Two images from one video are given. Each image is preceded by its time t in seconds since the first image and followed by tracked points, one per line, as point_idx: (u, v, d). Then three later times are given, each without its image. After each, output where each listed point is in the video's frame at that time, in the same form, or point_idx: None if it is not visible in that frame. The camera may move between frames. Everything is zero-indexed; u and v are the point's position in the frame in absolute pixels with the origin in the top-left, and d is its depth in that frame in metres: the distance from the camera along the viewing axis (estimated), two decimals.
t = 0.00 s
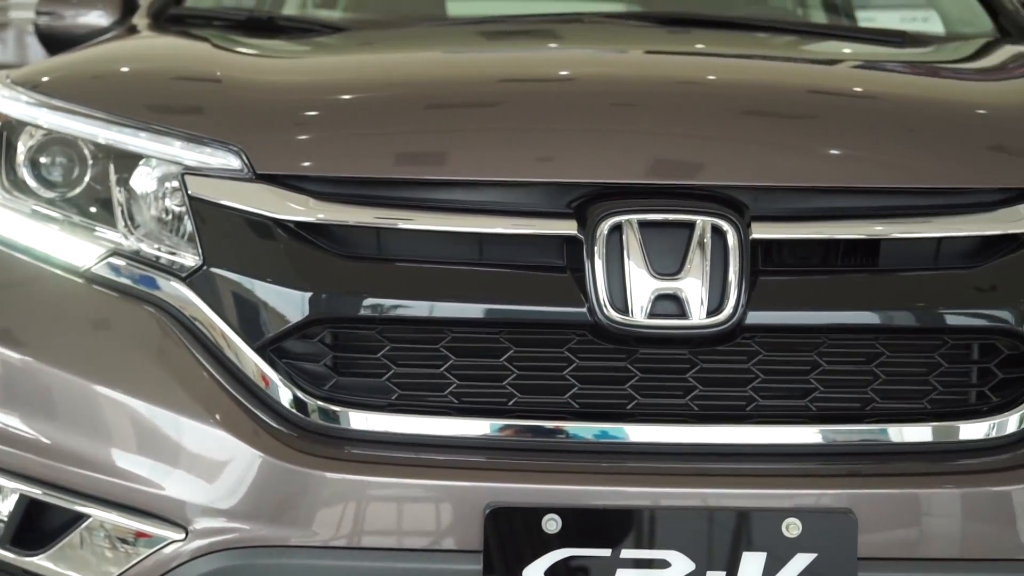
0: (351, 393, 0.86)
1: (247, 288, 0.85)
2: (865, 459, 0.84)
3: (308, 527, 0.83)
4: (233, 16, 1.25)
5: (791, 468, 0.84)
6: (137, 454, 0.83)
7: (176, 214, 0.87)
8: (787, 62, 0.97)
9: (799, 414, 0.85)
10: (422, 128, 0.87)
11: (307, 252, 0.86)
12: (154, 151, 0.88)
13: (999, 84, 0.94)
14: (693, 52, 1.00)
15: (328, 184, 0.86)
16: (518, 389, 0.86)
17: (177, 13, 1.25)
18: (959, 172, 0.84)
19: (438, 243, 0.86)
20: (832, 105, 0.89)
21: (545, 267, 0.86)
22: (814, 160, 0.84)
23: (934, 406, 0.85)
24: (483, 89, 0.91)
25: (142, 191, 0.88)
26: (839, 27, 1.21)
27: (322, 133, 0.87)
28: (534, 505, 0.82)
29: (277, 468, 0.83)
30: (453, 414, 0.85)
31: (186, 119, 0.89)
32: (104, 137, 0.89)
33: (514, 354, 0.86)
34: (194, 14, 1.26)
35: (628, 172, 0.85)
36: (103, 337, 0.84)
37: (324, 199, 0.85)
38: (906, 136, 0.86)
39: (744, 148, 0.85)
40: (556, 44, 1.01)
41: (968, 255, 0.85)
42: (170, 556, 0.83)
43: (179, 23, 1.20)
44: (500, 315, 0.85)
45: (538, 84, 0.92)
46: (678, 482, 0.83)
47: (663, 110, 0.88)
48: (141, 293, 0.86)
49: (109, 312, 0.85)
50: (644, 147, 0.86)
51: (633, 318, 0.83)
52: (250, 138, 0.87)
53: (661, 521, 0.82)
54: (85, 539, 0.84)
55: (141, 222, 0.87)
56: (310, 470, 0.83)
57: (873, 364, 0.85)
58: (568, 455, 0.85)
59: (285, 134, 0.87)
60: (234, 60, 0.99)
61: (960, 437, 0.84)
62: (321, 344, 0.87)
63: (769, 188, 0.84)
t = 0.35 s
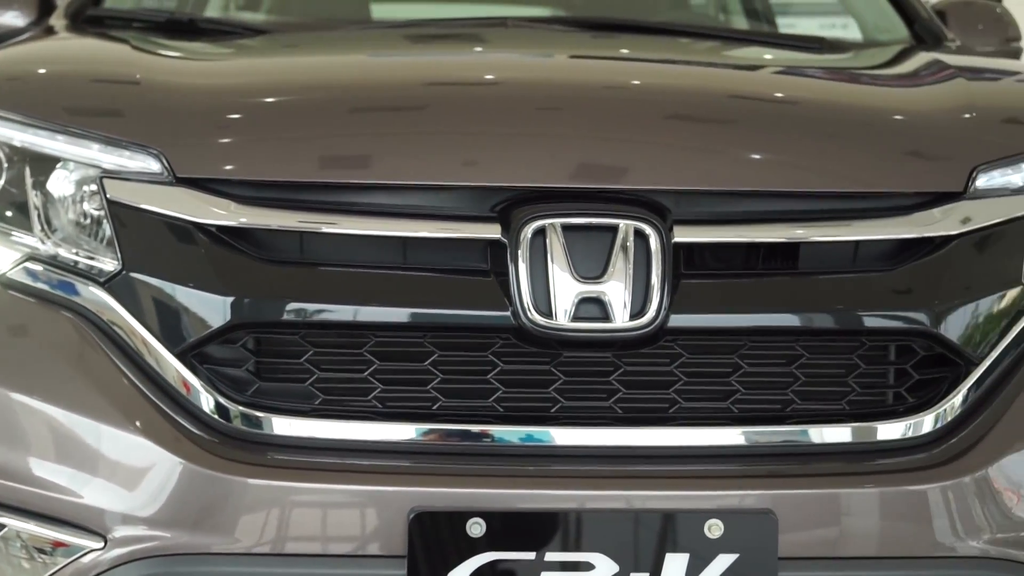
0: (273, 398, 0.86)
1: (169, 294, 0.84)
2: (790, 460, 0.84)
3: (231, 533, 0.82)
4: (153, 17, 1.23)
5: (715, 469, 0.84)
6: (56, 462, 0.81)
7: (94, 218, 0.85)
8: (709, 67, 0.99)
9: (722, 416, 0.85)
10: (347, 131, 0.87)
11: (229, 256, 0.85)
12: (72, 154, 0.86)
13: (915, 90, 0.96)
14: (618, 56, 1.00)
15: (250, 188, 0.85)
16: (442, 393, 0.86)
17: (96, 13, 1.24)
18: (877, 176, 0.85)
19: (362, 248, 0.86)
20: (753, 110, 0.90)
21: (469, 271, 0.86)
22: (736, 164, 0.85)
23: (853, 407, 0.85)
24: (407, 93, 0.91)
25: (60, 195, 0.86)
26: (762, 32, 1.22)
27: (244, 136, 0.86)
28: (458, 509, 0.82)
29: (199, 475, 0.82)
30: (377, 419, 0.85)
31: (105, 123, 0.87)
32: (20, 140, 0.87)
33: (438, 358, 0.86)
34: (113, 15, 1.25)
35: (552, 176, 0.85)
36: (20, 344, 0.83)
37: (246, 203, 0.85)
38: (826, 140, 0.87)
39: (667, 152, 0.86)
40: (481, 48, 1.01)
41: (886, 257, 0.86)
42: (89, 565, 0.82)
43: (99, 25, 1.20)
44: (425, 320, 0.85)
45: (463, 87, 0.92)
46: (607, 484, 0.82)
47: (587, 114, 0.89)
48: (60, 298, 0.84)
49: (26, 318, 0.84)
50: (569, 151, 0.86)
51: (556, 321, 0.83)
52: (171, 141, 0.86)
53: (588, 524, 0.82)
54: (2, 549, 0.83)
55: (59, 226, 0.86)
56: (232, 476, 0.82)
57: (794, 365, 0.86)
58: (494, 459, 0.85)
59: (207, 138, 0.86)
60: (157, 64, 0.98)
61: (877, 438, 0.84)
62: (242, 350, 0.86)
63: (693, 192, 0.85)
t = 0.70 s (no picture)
0: (210, 405, 0.85)
1: (103, 300, 0.83)
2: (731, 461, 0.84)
3: (167, 541, 0.81)
4: (87, 20, 1.22)
5: (654, 473, 0.84)
6: None
7: (26, 223, 0.84)
8: (647, 73, 0.99)
9: (660, 420, 0.85)
10: (285, 136, 0.87)
11: (164, 261, 0.84)
12: (4, 158, 0.85)
13: (848, 97, 0.98)
14: (557, 62, 1.01)
15: (185, 193, 0.85)
16: (381, 398, 0.86)
17: (27, 15, 1.22)
18: (813, 180, 0.86)
19: (300, 253, 0.85)
20: (690, 115, 0.90)
21: (407, 276, 0.86)
22: (674, 169, 0.86)
23: (789, 410, 0.86)
24: (345, 98, 0.91)
25: None
26: (700, 39, 1.24)
27: (180, 140, 0.86)
28: (397, 515, 0.81)
29: (134, 482, 0.81)
30: (315, 425, 0.85)
31: (38, 126, 0.86)
32: None
33: (377, 363, 0.86)
34: (46, 16, 1.23)
35: (491, 180, 0.85)
36: None
37: (182, 207, 0.84)
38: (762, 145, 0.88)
39: (605, 157, 0.86)
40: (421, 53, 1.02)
41: (820, 262, 0.86)
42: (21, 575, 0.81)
43: (32, 27, 1.18)
44: (364, 325, 0.85)
45: (402, 92, 0.92)
46: (547, 488, 0.82)
47: (526, 119, 0.89)
48: None
49: None
50: (508, 156, 0.86)
51: (495, 326, 0.83)
52: (106, 145, 0.85)
53: (529, 527, 0.81)
54: None
55: None
56: (167, 484, 0.81)
57: (731, 369, 0.86)
58: (435, 465, 0.84)
59: (143, 142, 0.86)
60: (93, 68, 0.97)
61: (812, 441, 0.85)
62: (179, 355, 0.85)
63: (630, 197, 0.85)
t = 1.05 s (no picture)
0: (161, 411, 0.84)
1: (53, 306, 0.82)
2: (687, 464, 0.85)
3: (118, 549, 0.80)
4: (36, 22, 1.21)
5: (609, 477, 0.84)
6: None
7: None
8: (600, 77, 1.00)
9: (613, 423, 0.85)
10: (237, 139, 0.86)
11: (113, 266, 0.83)
12: None
13: (800, 102, 0.99)
14: (511, 66, 1.01)
15: (135, 197, 0.84)
16: (334, 403, 0.85)
17: None
18: (764, 184, 0.87)
19: (252, 257, 0.85)
20: (643, 119, 0.91)
21: (361, 280, 0.85)
22: (628, 173, 0.86)
23: (742, 412, 0.86)
24: (298, 101, 0.91)
25: None
26: (653, 44, 1.25)
27: (130, 144, 0.86)
28: (351, 520, 0.81)
29: (84, 490, 0.80)
30: (267, 430, 0.84)
31: None
32: None
33: (330, 367, 0.85)
34: None
35: (445, 184, 0.85)
36: None
37: (132, 211, 0.83)
38: (715, 149, 0.88)
39: (559, 161, 0.87)
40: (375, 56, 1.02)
41: (771, 265, 0.87)
42: None
43: None
44: (318, 330, 0.85)
45: (355, 96, 0.92)
46: (501, 492, 0.82)
47: (479, 123, 0.89)
48: None
49: None
50: (461, 160, 0.86)
51: (449, 330, 0.83)
52: (54, 149, 0.84)
53: (485, 532, 0.81)
54: None
55: None
56: (118, 491, 0.80)
57: (684, 372, 0.86)
58: (389, 470, 0.84)
59: (93, 146, 0.85)
60: (43, 71, 0.96)
61: (765, 443, 0.85)
62: (130, 361, 0.84)
63: (584, 201, 0.86)
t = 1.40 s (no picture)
0: (115, 413, 0.84)
1: (4, 308, 0.81)
2: (644, 464, 0.85)
3: (70, 553, 0.79)
4: None
5: (566, 477, 0.84)
6: None
7: None
8: (556, 78, 1.00)
9: (569, 424, 0.85)
10: (191, 140, 0.86)
11: (66, 267, 0.82)
12: None
13: (755, 104, 0.99)
14: (468, 67, 1.02)
15: (88, 199, 0.84)
16: (290, 405, 0.85)
17: None
18: (721, 184, 0.87)
19: (207, 259, 0.84)
20: (599, 120, 0.91)
21: (316, 282, 0.85)
22: (585, 174, 0.86)
23: (698, 412, 0.87)
24: (253, 102, 0.91)
25: None
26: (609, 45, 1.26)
27: (83, 144, 0.85)
28: (307, 522, 0.80)
29: (36, 494, 0.79)
30: (223, 432, 0.83)
31: None
32: None
33: (286, 369, 0.85)
34: None
35: (401, 185, 0.85)
36: None
37: (85, 212, 0.83)
38: (671, 150, 0.89)
39: (516, 161, 0.87)
40: (332, 57, 1.02)
41: (726, 266, 0.88)
42: None
43: None
44: (275, 331, 0.84)
45: (311, 96, 0.92)
46: (459, 494, 0.82)
47: (435, 124, 0.89)
48: None
49: None
50: (418, 161, 0.86)
51: (406, 331, 0.83)
52: (6, 150, 0.84)
53: (443, 533, 0.81)
54: None
55: None
56: (70, 494, 0.79)
57: (640, 372, 0.87)
58: (345, 472, 0.84)
59: (45, 146, 0.85)
60: None
61: (721, 443, 0.85)
62: (83, 363, 0.84)
63: (540, 202, 0.86)
